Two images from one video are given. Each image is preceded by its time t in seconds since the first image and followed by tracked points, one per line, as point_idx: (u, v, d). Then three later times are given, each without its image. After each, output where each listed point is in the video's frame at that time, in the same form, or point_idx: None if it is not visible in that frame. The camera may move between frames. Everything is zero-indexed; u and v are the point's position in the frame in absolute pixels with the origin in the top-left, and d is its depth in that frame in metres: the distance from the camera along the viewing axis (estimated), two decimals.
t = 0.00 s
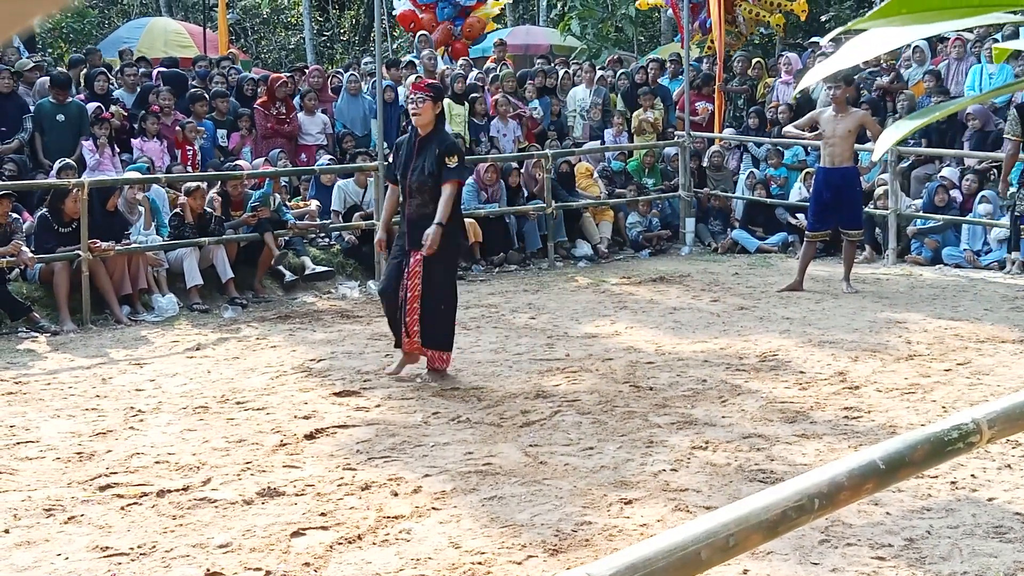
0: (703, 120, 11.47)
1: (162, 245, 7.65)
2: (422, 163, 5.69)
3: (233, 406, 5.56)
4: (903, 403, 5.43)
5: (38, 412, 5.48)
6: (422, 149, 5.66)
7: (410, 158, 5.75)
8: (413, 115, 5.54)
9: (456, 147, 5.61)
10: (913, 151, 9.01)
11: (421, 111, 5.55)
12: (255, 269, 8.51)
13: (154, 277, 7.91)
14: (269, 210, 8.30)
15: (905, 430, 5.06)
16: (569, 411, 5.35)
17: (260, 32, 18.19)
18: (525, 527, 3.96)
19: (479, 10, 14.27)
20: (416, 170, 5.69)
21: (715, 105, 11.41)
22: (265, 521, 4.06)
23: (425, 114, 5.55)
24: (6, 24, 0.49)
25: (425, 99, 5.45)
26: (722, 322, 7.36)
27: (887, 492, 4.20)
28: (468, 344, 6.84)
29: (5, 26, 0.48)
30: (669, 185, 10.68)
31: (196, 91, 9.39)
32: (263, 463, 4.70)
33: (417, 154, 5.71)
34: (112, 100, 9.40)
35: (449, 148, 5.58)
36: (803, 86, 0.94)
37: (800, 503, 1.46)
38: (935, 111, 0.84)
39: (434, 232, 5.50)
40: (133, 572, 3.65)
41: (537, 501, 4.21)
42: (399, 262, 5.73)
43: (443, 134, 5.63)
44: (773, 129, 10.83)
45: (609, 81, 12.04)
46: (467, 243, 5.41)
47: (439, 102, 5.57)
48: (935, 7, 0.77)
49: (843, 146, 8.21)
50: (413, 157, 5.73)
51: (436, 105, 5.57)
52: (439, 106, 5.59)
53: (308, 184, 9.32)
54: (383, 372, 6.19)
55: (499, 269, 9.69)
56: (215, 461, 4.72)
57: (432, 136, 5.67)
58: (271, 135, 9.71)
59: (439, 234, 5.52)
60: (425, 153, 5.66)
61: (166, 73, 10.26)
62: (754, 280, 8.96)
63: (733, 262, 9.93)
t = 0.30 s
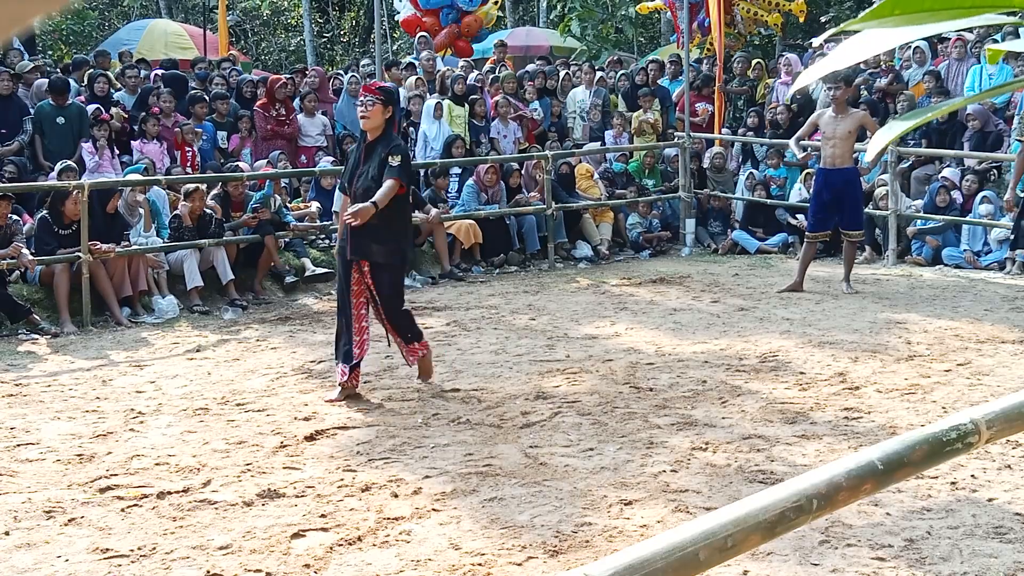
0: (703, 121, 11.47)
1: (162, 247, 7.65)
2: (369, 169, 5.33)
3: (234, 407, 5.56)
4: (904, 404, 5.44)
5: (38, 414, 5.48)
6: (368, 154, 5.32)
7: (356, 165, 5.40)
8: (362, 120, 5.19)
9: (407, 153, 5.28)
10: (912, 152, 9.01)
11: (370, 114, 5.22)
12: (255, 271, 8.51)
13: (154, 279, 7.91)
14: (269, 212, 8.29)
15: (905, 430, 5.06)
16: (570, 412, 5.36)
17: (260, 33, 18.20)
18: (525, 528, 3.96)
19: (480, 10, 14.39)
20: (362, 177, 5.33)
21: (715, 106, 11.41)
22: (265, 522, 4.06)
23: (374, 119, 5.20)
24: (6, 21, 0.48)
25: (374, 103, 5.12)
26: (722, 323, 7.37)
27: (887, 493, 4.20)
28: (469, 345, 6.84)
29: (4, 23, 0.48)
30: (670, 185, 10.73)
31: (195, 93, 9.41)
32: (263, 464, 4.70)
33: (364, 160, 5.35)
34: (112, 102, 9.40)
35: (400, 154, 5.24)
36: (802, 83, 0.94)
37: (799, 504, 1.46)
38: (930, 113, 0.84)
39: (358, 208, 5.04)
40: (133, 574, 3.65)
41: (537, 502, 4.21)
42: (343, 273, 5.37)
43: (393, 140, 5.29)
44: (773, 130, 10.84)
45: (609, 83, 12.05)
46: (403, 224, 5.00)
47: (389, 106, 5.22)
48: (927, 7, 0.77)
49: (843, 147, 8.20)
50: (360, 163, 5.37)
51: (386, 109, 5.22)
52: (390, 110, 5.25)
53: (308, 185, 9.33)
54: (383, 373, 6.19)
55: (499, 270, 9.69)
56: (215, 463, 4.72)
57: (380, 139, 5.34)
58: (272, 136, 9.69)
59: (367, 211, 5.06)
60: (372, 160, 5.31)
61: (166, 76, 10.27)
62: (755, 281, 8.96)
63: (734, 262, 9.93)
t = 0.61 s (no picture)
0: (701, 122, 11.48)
1: (161, 248, 7.65)
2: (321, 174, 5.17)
3: (233, 409, 5.56)
4: (903, 404, 5.44)
5: (37, 416, 5.48)
6: (320, 159, 5.16)
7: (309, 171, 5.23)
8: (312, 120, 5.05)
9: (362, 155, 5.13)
10: (910, 152, 9.02)
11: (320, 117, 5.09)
12: (253, 272, 8.51)
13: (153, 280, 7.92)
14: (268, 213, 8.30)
15: (903, 430, 5.07)
16: (569, 413, 5.36)
17: (259, 35, 18.21)
18: (524, 529, 3.96)
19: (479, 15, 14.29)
20: (317, 182, 5.16)
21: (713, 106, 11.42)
22: (264, 524, 4.06)
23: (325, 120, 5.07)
24: (5, 23, 0.48)
25: (324, 102, 4.99)
26: (721, 323, 7.37)
27: (886, 493, 4.20)
28: (468, 346, 6.84)
29: (6, 22, 0.48)
30: (669, 186, 10.73)
31: (194, 95, 9.43)
32: (263, 466, 4.70)
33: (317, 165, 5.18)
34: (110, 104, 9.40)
35: (356, 156, 5.11)
36: (792, 85, 0.93)
37: (796, 504, 1.46)
38: (922, 113, 0.83)
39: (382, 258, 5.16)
40: None
41: (535, 503, 4.21)
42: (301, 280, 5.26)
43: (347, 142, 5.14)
44: (771, 131, 10.85)
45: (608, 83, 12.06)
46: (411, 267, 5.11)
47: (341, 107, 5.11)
48: (918, 8, 0.76)
49: (841, 147, 8.21)
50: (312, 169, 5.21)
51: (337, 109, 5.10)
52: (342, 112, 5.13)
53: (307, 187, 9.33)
54: (382, 374, 6.19)
55: (498, 270, 9.70)
56: (214, 464, 4.72)
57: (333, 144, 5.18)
58: (270, 138, 9.69)
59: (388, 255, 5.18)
60: (326, 164, 5.15)
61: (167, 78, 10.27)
62: (753, 281, 8.97)
63: (733, 263, 9.94)
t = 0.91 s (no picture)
0: (702, 122, 11.48)
1: (162, 248, 7.66)
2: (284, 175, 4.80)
3: (233, 408, 5.56)
4: (904, 404, 5.44)
5: (38, 415, 5.48)
6: (284, 159, 4.79)
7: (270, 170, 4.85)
8: (275, 119, 4.68)
9: (326, 156, 4.75)
10: (912, 152, 9.00)
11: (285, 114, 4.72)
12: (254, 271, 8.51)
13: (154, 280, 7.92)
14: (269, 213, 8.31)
15: (904, 431, 5.07)
16: (569, 413, 5.36)
17: (260, 34, 18.21)
18: (525, 529, 3.96)
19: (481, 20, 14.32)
20: (277, 182, 4.80)
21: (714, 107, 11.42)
22: (265, 523, 4.06)
23: (289, 119, 4.70)
24: (3, 22, 0.47)
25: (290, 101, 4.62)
26: (722, 324, 7.37)
27: (886, 493, 4.20)
28: (469, 346, 6.84)
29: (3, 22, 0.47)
30: (670, 186, 10.71)
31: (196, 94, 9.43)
32: (263, 465, 4.70)
33: (278, 165, 4.82)
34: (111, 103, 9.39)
35: (318, 158, 4.74)
36: (800, 85, 0.91)
37: (799, 504, 1.46)
38: (932, 116, 0.82)
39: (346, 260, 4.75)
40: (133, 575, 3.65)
41: (536, 503, 4.21)
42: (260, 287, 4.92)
43: (312, 142, 4.77)
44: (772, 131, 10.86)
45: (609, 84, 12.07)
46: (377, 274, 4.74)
47: (307, 106, 4.74)
48: (927, 8, 0.75)
49: (843, 148, 8.19)
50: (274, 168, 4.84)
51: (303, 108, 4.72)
52: (307, 110, 4.75)
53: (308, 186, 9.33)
54: (383, 374, 6.19)
55: (499, 270, 9.71)
56: (215, 464, 4.72)
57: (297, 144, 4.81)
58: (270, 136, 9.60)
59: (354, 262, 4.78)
60: (287, 164, 4.79)
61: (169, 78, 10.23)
62: (754, 282, 8.97)
63: (733, 263, 9.94)
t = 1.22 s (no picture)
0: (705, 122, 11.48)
1: (165, 246, 7.66)
2: (248, 182, 4.70)
3: (236, 407, 5.57)
4: (906, 405, 5.44)
5: (40, 413, 5.48)
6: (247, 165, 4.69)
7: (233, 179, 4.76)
8: (236, 123, 4.58)
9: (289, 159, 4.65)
10: (915, 152, 8.99)
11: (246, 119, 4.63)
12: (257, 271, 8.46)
13: (156, 279, 7.92)
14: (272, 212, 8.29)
15: (906, 432, 5.06)
16: (571, 413, 5.36)
17: (262, 33, 18.22)
18: (527, 529, 3.96)
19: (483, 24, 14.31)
20: (242, 191, 4.71)
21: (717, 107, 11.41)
22: (268, 523, 4.06)
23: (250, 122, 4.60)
24: None
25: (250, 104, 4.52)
26: (724, 324, 7.37)
27: (889, 494, 4.20)
28: (471, 346, 6.84)
29: None
30: (672, 187, 10.70)
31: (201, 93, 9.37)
32: (266, 464, 4.70)
33: (242, 171, 4.73)
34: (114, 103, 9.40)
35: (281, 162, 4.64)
36: (809, 83, 0.88)
37: (804, 505, 1.46)
38: (940, 117, 0.79)
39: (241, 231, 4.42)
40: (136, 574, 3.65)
41: (539, 503, 4.21)
42: (218, 303, 4.69)
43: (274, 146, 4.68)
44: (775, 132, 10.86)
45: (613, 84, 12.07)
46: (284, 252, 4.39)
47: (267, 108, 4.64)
48: (938, 7, 0.72)
49: (846, 149, 8.18)
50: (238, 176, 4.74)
51: (264, 111, 4.62)
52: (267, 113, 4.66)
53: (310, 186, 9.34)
54: (385, 374, 6.19)
55: (501, 270, 9.73)
56: (217, 463, 4.72)
57: (260, 149, 4.71)
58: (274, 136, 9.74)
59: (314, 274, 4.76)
60: (251, 170, 4.70)
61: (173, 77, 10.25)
62: (757, 282, 8.97)
63: (736, 263, 9.94)
